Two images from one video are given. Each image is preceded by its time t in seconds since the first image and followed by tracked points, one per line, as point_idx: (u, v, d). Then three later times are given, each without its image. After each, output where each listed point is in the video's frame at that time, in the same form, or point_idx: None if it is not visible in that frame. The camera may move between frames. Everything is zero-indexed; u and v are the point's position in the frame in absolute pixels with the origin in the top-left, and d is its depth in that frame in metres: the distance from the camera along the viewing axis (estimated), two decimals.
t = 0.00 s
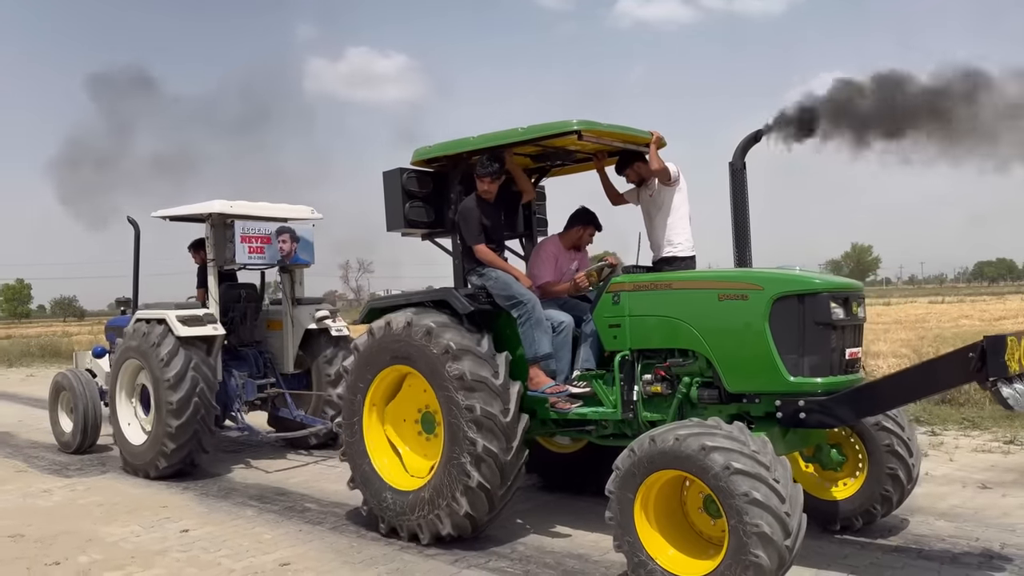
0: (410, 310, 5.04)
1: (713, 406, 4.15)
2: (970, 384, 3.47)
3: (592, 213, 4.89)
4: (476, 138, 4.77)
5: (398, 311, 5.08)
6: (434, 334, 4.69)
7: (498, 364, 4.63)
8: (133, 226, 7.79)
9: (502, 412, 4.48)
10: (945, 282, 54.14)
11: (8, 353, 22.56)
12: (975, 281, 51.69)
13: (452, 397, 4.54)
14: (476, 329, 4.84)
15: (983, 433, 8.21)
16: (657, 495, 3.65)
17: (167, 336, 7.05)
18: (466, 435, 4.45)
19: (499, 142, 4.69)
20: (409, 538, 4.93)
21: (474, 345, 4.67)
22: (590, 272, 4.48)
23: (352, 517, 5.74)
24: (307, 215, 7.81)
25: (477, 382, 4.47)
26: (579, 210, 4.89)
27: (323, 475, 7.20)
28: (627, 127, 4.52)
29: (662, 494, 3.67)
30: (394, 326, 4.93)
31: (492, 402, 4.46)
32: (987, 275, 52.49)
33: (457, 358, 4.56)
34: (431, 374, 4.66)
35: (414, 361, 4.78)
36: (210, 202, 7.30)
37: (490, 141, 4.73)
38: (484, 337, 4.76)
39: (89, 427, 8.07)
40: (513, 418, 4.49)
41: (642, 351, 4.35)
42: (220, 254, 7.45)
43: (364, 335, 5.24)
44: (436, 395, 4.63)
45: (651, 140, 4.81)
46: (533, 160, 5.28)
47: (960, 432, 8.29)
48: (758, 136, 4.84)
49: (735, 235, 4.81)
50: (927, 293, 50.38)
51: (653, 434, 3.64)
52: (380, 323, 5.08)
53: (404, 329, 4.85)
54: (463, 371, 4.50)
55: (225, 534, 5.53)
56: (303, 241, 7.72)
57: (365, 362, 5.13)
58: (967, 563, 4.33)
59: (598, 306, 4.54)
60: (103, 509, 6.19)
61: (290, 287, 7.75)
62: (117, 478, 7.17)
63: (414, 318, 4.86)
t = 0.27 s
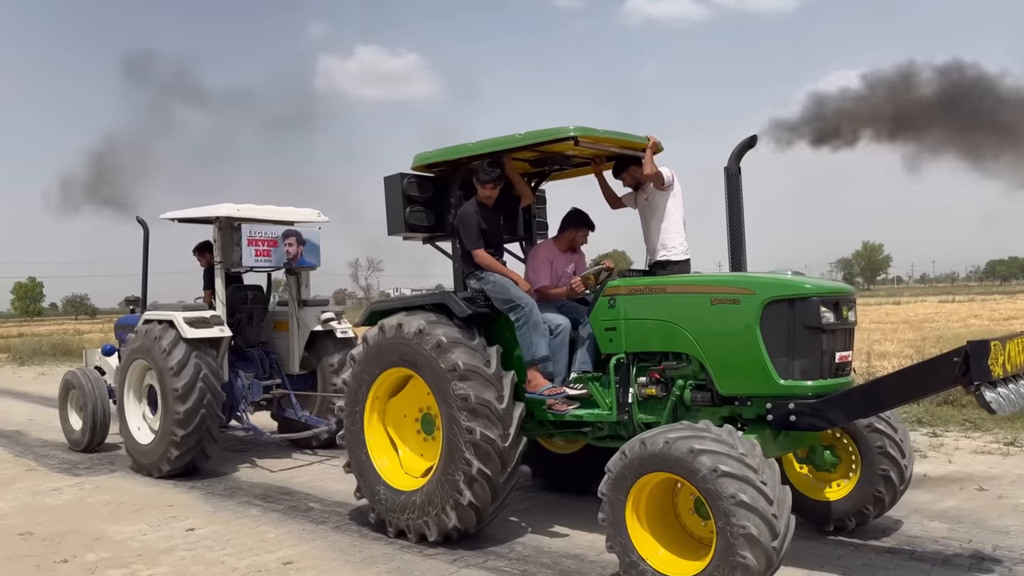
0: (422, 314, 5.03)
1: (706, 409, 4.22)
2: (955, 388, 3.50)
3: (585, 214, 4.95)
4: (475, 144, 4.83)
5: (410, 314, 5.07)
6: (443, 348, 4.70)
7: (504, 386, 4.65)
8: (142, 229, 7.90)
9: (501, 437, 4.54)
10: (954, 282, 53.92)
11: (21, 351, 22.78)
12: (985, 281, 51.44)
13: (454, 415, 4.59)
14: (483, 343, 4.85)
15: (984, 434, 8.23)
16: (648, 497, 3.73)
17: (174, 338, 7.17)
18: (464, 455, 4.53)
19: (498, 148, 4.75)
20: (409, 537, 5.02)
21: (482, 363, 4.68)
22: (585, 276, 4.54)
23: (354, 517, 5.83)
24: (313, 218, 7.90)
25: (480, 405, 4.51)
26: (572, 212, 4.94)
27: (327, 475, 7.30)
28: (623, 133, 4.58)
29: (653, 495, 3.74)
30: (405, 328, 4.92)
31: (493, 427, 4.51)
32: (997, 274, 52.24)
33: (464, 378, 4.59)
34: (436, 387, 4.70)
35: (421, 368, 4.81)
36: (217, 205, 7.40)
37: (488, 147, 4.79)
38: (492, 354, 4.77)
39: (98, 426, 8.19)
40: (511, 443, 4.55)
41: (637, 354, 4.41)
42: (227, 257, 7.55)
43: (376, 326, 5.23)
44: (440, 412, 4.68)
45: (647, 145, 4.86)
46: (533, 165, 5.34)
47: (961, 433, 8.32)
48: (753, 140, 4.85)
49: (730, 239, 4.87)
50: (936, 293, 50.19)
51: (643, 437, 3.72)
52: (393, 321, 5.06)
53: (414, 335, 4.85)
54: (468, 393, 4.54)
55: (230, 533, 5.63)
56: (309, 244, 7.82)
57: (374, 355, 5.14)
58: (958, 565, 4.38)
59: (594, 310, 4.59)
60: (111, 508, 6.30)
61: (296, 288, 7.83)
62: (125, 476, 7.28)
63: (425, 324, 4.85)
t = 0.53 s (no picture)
0: (432, 319, 5.01)
1: (698, 411, 4.28)
2: (940, 393, 3.52)
3: (578, 217, 4.99)
4: (471, 148, 4.89)
5: (418, 317, 5.04)
6: (449, 363, 4.70)
7: (505, 406, 4.67)
8: (146, 230, 7.98)
9: (496, 458, 4.59)
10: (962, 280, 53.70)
11: (29, 350, 22.95)
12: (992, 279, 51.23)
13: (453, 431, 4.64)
14: (487, 355, 4.85)
15: (984, 435, 8.22)
16: (638, 499, 3.80)
17: (177, 337, 7.24)
18: (458, 468, 4.61)
19: (494, 152, 4.81)
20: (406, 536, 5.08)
21: (486, 381, 4.68)
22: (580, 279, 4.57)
23: (353, 516, 5.90)
24: (314, 219, 7.97)
25: (479, 424, 4.55)
26: (565, 216, 4.99)
27: (328, 473, 7.37)
28: (618, 137, 4.63)
29: (642, 497, 3.80)
30: (414, 332, 4.91)
31: (489, 446, 4.57)
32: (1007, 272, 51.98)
33: (466, 397, 4.61)
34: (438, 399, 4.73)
35: (425, 377, 4.83)
36: (219, 206, 7.47)
37: (485, 150, 4.85)
38: (496, 371, 4.77)
39: (103, 424, 8.28)
40: (504, 462, 4.62)
41: (631, 356, 4.45)
42: (229, 257, 7.62)
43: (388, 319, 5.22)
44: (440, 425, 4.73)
45: (643, 150, 4.92)
46: (529, 168, 5.39)
47: (961, 433, 8.31)
48: (748, 144, 4.91)
49: (724, 243, 4.91)
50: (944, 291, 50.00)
51: (631, 439, 3.78)
52: (404, 321, 5.04)
53: (422, 344, 4.85)
54: (468, 413, 4.57)
55: (231, 531, 5.70)
56: (311, 245, 7.89)
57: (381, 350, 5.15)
58: (950, 566, 4.41)
59: (589, 312, 4.65)
60: (115, 506, 6.38)
61: (298, 288, 7.90)
62: (130, 475, 7.37)
63: (434, 333, 4.83)
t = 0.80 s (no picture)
0: (436, 327, 4.99)
1: (686, 411, 4.34)
2: (920, 393, 3.58)
3: (571, 220, 5.06)
4: (464, 151, 4.95)
5: (424, 323, 5.01)
6: (449, 378, 4.72)
7: (499, 425, 4.72)
8: (149, 230, 8.07)
9: (486, 475, 4.68)
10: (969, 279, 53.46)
11: (36, 349, 23.08)
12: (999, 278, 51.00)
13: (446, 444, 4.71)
14: (487, 368, 4.87)
15: (981, 434, 8.10)
16: (624, 498, 3.95)
17: (178, 337, 7.32)
18: (447, 479, 4.70)
19: (486, 155, 4.87)
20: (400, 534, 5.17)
21: (484, 399, 4.71)
22: (571, 280, 4.62)
23: (351, 513, 5.97)
24: (315, 220, 8.04)
25: (472, 442, 4.62)
26: (557, 219, 5.07)
27: (328, 472, 7.44)
28: (608, 140, 4.69)
29: (629, 495, 3.96)
30: (417, 340, 4.90)
31: (479, 464, 4.64)
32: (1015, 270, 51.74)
33: (462, 415, 4.65)
34: (434, 410, 4.78)
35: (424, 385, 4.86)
36: (220, 207, 7.55)
37: (478, 153, 4.91)
38: (495, 388, 4.80)
39: (106, 423, 8.37)
40: (492, 478, 4.71)
41: (621, 356, 4.52)
42: (230, 258, 7.70)
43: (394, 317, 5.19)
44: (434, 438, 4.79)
45: (633, 152, 5.00)
46: (523, 171, 5.46)
47: (958, 433, 8.19)
48: (735, 147, 5.01)
49: (714, 244, 4.97)
50: (950, 290, 49.80)
51: (615, 439, 3.95)
52: (409, 324, 5.02)
53: (423, 354, 4.85)
54: (463, 430, 4.63)
55: (230, 528, 5.78)
56: (311, 246, 7.97)
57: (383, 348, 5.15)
58: (938, 565, 4.44)
59: (580, 313, 4.71)
60: (117, 504, 6.46)
61: (299, 289, 7.98)
62: (132, 473, 7.46)
63: (437, 345, 4.83)
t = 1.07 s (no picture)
0: (440, 337, 4.96)
1: (676, 405, 4.38)
2: (903, 383, 3.64)
3: (561, 219, 5.17)
4: (456, 152, 5.02)
5: (429, 330, 4.99)
6: (448, 394, 4.73)
7: (492, 442, 4.77)
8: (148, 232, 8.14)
9: (475, 490, 4.77)
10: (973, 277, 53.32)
11: (38, 349, 23.16)
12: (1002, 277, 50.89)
13: (438, 455, 4.77)
14: (486, 381, 4.88)
15: (976, 433, 7.96)
16: (614, 490, 4.03)
17: (177, 337, 7.40)
18: (438, 487, 4.78)
19: (477, 156, 4.93)
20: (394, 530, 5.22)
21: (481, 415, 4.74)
22: (562, 278, 4.74)
23: (347, 512, 6.03)
24: (312, 221, 8.10)
25: (463, 457, 4.68)
26: (547, 219, 5.17)
27: (326, 471, 7.50)
28: (597, 139, 4.76)
29: (619, 488, 4.03)
30: (420, 349, 4.89)
31: (469, 479, 4.72)
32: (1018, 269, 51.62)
33: (457, 432, 4.69)
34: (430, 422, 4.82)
35: (423, 395, 4.88)
36: (218, 208, 7.61)
37: (469, 154, 4.97)
38: (492, 404, 4.82)
39: (106, 422, 8.44)
40: (480, 491, 4.80)
41: (612, 353, 4.58)
42: (228, 259, 7.77)
43: (400, 319, 5.16)
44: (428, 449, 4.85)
45: (622, 152, 5.09)
46: (514, 171, 5.52)
47: (953, 432, 8.06)
48: (722, 146, 5.04)
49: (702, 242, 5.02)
50: (953, 289, 49.69)
51: (604, 433, 4.03)
52: (414, 329, 4.99)
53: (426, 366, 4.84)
54: (456, 447, 4.68)
55: (228, 526, 5.84)
56: (308, 246, 8.03)
57: (386, 347, 5.14)
58: (926, 561, 4.48)
59: (572, 311, 4.79)
60: (117, 502, 6.53)
61: (296, 289, 7.99)
62: (132, 472, 7.52)
63: (439, 358, 4.81)
